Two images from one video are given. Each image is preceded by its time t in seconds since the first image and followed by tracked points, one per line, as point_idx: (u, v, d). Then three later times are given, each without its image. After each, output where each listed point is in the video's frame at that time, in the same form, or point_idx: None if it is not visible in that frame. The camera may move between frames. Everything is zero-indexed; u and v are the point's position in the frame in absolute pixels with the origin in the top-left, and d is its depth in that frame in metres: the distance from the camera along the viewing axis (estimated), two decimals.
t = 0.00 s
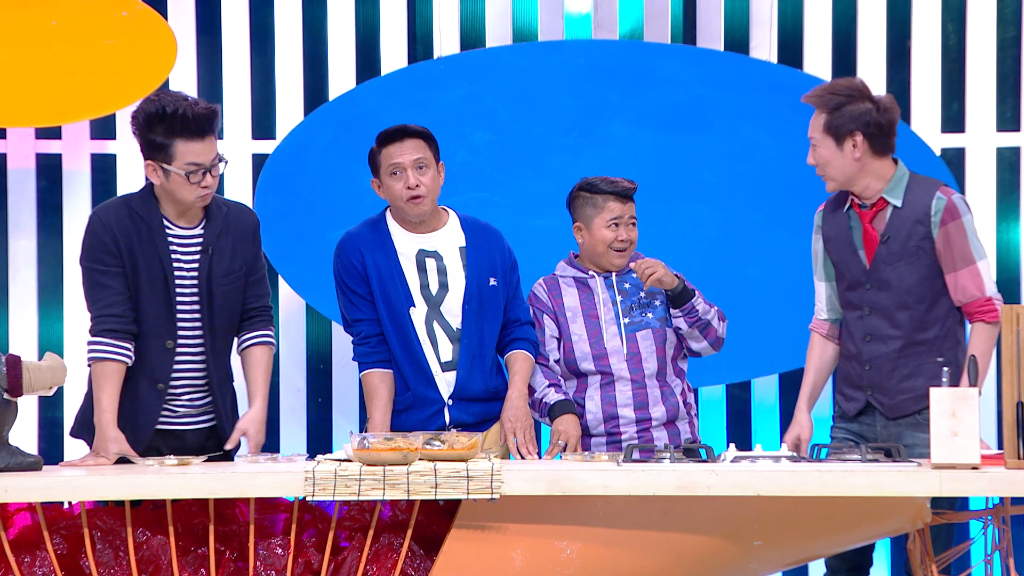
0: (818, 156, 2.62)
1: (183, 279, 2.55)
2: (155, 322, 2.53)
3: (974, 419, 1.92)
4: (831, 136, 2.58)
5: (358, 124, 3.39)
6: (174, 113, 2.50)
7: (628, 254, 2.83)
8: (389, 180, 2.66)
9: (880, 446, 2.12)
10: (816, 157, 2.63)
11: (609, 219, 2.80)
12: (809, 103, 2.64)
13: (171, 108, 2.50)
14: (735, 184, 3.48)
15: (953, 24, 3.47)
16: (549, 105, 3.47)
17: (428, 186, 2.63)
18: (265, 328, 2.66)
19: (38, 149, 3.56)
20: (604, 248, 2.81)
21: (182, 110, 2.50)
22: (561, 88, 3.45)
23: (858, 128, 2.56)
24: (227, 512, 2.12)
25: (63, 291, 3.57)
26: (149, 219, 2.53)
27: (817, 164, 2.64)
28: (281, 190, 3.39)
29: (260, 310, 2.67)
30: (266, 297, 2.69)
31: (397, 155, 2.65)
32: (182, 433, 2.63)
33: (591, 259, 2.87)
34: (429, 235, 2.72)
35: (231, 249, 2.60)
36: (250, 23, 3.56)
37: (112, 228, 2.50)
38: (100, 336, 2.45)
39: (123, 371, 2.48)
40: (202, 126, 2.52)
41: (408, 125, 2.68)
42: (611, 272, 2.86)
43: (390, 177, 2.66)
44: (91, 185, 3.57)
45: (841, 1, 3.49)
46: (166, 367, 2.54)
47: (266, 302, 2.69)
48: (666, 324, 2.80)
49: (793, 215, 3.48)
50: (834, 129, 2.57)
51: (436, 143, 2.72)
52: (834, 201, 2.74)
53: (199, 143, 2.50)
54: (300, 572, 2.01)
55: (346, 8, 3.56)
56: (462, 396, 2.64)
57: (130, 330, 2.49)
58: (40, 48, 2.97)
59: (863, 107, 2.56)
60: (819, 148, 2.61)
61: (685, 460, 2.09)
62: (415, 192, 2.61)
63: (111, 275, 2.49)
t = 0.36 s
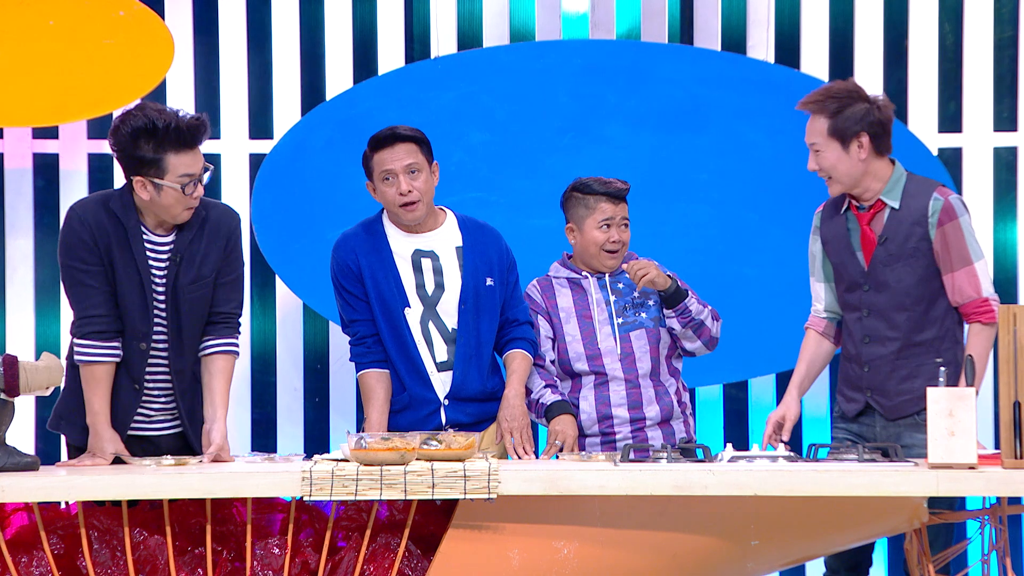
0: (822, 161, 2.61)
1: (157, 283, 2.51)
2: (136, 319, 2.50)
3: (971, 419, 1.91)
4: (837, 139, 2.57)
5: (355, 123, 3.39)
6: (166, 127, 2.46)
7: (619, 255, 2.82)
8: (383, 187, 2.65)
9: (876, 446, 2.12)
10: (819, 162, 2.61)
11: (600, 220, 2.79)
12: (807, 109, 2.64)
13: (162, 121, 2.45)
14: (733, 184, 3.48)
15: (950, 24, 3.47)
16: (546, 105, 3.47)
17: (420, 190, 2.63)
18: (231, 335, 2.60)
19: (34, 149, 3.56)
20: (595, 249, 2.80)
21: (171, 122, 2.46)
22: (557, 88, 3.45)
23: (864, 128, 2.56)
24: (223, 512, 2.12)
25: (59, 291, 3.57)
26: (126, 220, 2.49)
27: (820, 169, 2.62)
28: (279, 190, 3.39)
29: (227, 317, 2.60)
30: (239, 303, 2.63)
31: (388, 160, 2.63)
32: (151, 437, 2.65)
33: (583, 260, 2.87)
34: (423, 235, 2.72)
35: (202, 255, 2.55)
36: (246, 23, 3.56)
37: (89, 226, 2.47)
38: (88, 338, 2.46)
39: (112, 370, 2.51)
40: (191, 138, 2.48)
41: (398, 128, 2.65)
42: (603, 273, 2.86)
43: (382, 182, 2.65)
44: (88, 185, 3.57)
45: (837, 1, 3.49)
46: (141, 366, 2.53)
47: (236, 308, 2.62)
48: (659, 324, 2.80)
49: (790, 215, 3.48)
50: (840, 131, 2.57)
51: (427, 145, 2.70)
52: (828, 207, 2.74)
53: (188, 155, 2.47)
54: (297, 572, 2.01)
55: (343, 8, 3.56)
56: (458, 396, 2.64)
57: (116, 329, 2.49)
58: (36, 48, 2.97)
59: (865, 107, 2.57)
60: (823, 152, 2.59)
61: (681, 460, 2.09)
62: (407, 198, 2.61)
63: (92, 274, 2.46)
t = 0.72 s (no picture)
0: (837, 158, 2.58)
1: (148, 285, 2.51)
2: (129, 322, 2.50)
3: (970, 419, 1.91)
4: (855, 135, 2.55)
5: (355, 124, 3.40)
6: (172, 137, 2.44)
7: (618, 255, 2.81)
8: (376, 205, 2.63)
9: (875, 446, 2.12)
10: (833, 159, 2.58)
11: (599, 220, 2.77)
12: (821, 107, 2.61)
13: (169, 132, 2.44)
14: (732, 184, 3.48)
15: (949, 24, 3.47)
16: (545, 105, 3.47)
17: (413, 208, 2.60)
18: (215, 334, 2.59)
19: (33, 149, 3.56)
20: (593, 249, 2.79)
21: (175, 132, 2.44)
22: (557, 88, 3.45)
23: (883, 125, 2.56)
24: (223, 512, 2.12)
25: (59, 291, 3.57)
26: (122, 223, 2.46)
27: (833, 167, 2.59)
28: (278, 190, 3.40)
29: (210, 314, 2.58)
30: (224, 300, 2.60)
31: (382, 179, 2.58)
32: (141, 436, 2.66)
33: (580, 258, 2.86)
34: (421, 237, 2.70)
35: (191, 256, 2.54)
36: (246, 23, 3.56)
37: (86, 229, 2.44)
38: (86, 343, 2.46)
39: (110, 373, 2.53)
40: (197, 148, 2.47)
41: (388, 146, 2.58)
42: (601, 273, 2.85)
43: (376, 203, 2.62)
44: (87, 184, 3.57)
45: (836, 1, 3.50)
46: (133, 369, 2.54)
47: (220, 305, 2.60)
48: (658, 324, 2.80)
49: (791, 214, 3.48)
50: (859, 127, 2.55)
51: (419, 156, 2.64)
52: (835, 200, 2.73)
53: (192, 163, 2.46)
54: (296, 572, 2.02)
55: (342, 8, 3.56)
56: (460, 396, 2.65)
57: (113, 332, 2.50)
58: (35, 49, 2.97)
59: (882, 105, 2.57)
60: (841, 148, 2.56)
61: (680, 460, 2.09)
62: (401, 218, 2.60)
63: (88, 277, 2.45)
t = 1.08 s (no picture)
0: (861, 149, 2.50)
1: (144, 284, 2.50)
2: (127, 321, 2.50)
3: (971, 419, 1.91)
4: (878, 126, 2.51)
5: (355, 124, 3.40)
6: (156, 122, 2.43)
7: (618, 254, 2.81)
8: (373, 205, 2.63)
9: (875, 446, 2.12)
10: (856, 150, 2.51)
11: (600, 220, 2.78)
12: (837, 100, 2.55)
13: (154, 117, 2.43)
14: (732, 185, 3.47)
15: (949, 24, 3.47)
16: (545, 105, 3.47)
17: (408, 209, 2.60)
18: (213, 333, 2.58)
19: (34, 149, 3.56)
20: (595, 248, 2.80)
21: (164, 118, 2.44)
22: (556, 88, 3.45)
23: (900, 121, 2.56)
24: (223, 512, 2.12)
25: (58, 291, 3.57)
26: (121, 224, 2.48)
27: (856, 159, 2.51)
28: (278, 190, 3.40)
29: (210, 313, 2.57)
30: (224, 299, 2.59)
31: (376, 181, 2.59)
32: (139, 436, 2.66)
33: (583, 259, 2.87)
34: (420, 236, 2.70)
35: (190, 255, 2.54)
36: (246, 24, 3.56)
37: (83, 228, 2.46)
38: (85, 342, 2.47)
39: (109, 373, 2.53)
40: (184, 134, 2.46)
41: (382, 145, 2.58)
42: (603, 273, 2.85)
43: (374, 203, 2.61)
44: (88, 184, 3.57)
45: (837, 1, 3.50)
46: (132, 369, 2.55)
47: (220, 305, 2.59)
48: (659, 325, 2.81)
49: (790, 214, 3.48)
50: (881, 119, 2.52)
51: (414, 159, 2.63)
52: (833, 194, 2.73)
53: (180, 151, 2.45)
54: (297, 572, 2.02)
55: (342, 8, 3.56)
56: (460, 396, 2.65)
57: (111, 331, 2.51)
58: (35, 49, 2.97)
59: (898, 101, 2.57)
60: (869, 137, 2.50)
61: (681, 460, 2.09)
62: (396, 219, 2.59)
63: (86, 276, 2.46)
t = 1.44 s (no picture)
0: (883, 137, 2.48)
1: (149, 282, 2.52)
2: (132, 318, 2.51)
3: (970, 419, 1.91)
4: (900, 117, 2.50)
5: (355, 123, 3.40)
6: (150, 101, 2.45)
7: (622, 252, 2.82)
8: (378, 196, 2.64)
9: (875, 446, 2.13)
10: (879, 137, 2.49)
11: (602, 218, 2.79)
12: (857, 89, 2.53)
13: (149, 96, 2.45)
14: (732, 184, 3.47)
15: (949, 24, 3.47)
16: (545, 105, 3.47)
17: (415, 199, 2.60)
18: (217, 332, 2.58)
19: (34, 149, 3.56)
20: (597, 246, 2.80)
21: (158, 96, 2.45)
22: (556, 88, 3.45)
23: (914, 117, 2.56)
24: (223, 512, 2.12)
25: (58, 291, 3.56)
26: (125, 220, 2.49)
27: (876, 146, 2.49)
28: (278, 191, 3.40)
29: (215, 313, 2.57)
30: (228, 299, 2.60)
31: (384, 169, 2.61)
32: (139, 435, 2.64)
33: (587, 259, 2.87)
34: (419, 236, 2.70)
35: (194, 250, 2.54)
36: (246, 24, 3.56)
37: (86, 225, 2.47)
38: (86, 339, 2.47)
39: (110, 371, 2.52)
40: (177, 114, 2.46)
41: (392, 137, 2.63)
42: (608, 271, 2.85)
43: (380, 192, 2.62)
44: (88, 184, 3.57)
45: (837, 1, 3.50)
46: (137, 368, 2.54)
47: (225, 304, 2.59)
48: (661, 326, 2.80)
49: (790, 214, 3.48)
50: (904, 111, 2.51)
51: (424, 151, 2.68)
52: (837, 189, 2.70)
53: (170, 129, 2.44)
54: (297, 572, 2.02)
55: (342, 8, 3.56)
56: (461, 395, 2.66)
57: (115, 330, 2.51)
58: (36, 49, 2.97)
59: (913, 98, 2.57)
60: (892, 128, 2.48)
61: (680, 460, 2.09)
62: (403, 208, 2.60)
63: (89, 274, 2.47)
